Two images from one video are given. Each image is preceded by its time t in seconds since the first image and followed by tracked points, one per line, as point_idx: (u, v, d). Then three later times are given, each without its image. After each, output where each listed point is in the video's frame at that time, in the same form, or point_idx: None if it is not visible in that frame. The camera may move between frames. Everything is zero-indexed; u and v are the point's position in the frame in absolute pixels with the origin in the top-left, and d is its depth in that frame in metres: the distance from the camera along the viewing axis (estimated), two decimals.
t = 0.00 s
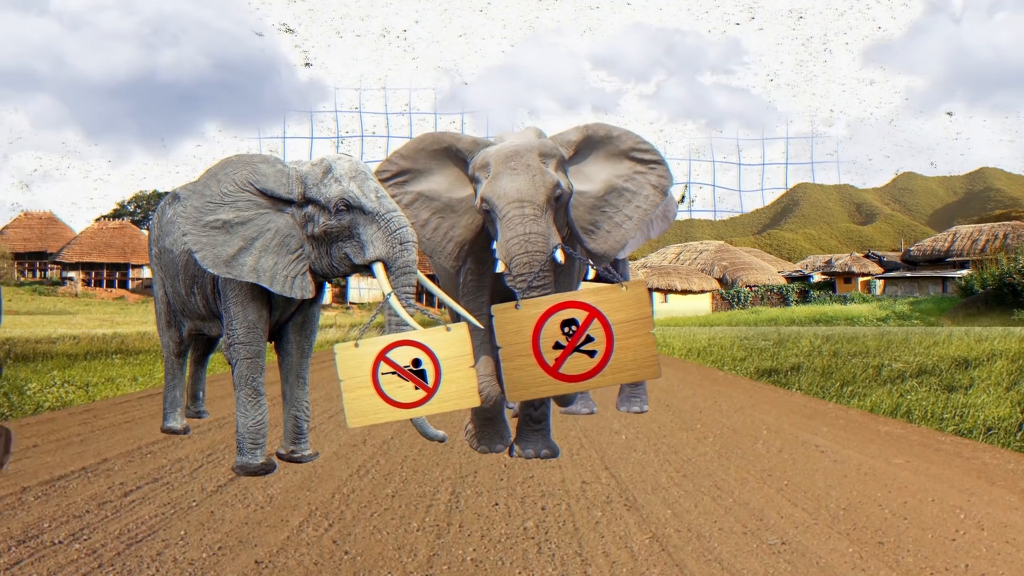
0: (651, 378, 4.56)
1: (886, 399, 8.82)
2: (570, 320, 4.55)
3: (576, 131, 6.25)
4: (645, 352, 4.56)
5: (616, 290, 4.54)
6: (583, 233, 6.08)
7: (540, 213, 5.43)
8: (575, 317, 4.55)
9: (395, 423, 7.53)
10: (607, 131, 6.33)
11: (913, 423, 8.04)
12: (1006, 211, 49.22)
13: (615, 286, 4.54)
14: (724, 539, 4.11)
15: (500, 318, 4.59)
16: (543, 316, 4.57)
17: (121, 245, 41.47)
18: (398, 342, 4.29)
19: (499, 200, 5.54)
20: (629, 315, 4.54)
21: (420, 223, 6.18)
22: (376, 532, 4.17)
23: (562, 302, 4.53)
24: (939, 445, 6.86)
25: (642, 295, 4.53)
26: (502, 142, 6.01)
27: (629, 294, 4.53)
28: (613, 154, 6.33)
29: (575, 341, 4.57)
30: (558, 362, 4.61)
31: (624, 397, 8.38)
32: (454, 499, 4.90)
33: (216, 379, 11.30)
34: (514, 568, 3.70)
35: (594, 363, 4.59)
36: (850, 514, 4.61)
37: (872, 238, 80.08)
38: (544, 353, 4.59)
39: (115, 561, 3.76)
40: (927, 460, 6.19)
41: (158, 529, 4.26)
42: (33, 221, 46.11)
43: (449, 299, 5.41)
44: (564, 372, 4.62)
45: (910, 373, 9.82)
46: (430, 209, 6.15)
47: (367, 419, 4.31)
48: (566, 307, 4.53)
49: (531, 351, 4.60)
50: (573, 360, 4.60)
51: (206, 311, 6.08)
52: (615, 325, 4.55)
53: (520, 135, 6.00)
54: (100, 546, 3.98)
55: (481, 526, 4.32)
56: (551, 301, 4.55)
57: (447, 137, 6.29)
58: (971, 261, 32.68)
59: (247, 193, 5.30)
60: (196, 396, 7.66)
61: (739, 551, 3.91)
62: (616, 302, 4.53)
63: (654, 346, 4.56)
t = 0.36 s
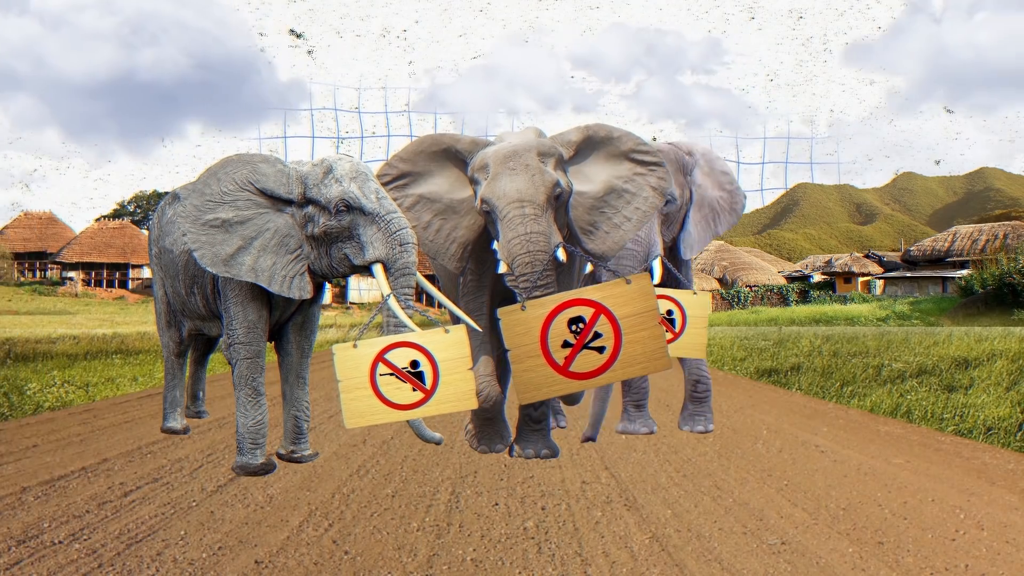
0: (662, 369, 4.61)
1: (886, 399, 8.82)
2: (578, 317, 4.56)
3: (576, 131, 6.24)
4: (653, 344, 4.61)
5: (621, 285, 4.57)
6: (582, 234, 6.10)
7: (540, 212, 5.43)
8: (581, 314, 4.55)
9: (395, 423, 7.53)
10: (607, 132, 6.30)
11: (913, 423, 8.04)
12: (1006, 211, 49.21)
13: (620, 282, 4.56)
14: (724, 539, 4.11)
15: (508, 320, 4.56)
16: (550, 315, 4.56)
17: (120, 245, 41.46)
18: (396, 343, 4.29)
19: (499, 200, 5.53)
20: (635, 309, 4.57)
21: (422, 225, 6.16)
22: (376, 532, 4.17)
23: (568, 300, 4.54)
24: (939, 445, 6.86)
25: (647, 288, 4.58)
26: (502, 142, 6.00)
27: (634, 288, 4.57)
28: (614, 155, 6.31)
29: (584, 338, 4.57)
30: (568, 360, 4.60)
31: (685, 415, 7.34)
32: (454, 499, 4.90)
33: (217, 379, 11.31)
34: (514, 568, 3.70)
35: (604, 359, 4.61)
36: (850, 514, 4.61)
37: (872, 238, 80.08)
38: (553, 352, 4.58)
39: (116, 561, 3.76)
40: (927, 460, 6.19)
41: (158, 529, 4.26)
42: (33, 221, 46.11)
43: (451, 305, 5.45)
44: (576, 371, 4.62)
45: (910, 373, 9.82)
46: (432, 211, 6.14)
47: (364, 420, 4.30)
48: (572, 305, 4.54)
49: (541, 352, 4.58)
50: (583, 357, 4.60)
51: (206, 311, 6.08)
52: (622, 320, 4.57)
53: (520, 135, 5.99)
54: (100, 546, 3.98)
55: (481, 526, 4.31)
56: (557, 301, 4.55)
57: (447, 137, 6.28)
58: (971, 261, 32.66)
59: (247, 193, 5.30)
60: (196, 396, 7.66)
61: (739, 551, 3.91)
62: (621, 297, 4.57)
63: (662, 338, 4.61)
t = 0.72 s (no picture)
0: (667, 366, 4.63)
1: (887, 399, 8.82)
2: (581, 316, 4.55)
3: (576, 131, 6.24)
4: (656, 342, 4.62)
5: (623, 283, 4.57)
6: (582, 234, 6.12)
7: (540, 212, 5.43)
8: (584, 313, 4.55)
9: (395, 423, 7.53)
10: (607, 132, 6.29)
11: (913, 423, 8.04)
12: (1006, 211, 49.20)
13: (621, 279, 4.57)
14: (724, 539, 4.11)
15: (511, 322, 4.55)
16: (552, 315, 4.55)
17: (121, 245, 41.47)
18: (398, 341, 4.29)
19: (499, 200, 5.54)
20: (637, 307, 4.58)
21: (425, 228, 6.16)
22: (376, 532, 4.17)
23: (571, 299, 4.53)
24: (938, 445, 6.86)
25: (648, 285, 4.59)
26: (502, 142, 6.00)
27: (635, 286, 4.57)
28: (613, 155, 6.30)
29: (587, 338, 4.57)
30: (573, 360, 4.59)
31: (744, 432, 6.57)
32: (453, 499, 4.90)
33: (216, 379, 11.31)
34: (514, 568, 3.70)
35: (608, 357, 4.60)
36: (850, 514, 4.61)
37: (872, 238, 80.09)
38: (557, 352, 4.58)
39: (115, 561, 3.76)
40: (927, 460, 6.19)
41: (158, 529, 4.26)
42: (33, 221, 46.11)
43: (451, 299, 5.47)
44: (581, 370, 4.61)
45: (910, 373, 9.82)
46: (434, 214, 6.14)
47: (368, 419, 4.30)
48: (575, 304, 4.54)
49: (545, 352, 4.58)
50: (587, 356, 4.60)
51: (206, 311, 6.08)
52: (625, 318, 4.57)
53: (520, 135, 5.99)
54: (100, 546, 3.98)
55: (481, 526, 4.31)
56: (559, 300, 4.54)
57: (445, 140, 6.27)
58: (971, 261, 32.64)
59: (246, 191, 5.30)
60: (196, 395, 7.66)
61: (739, 551, 3.91)
62: (623, 295, 4.56)
63: (664, 335, 4.63)
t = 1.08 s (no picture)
0: (662, 370, 4.64)
1: (887, 399, 8.82)
2: (578, 317, 4.55)
3: (576, 132, 6.24)
4: (653, 344, 4.61)
5: (621, 285, 4.56)
6: (582, 233, 6.10)
7: (540, 212, 5.44)
8: (582, 315, 4.55)
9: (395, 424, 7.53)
10: (606, 131, 6.28)
11: (913, 424, 8.05)
12: (1006, 211, 49.19)
13: (620, 282, 4.55)
14: (724, 539, 4.11)
15: (508, 322, 4.54)
16: (550, 315, 4.54)
17: (120, 245, 41.47)
18: (399, 341, 4.28)
19: (499, 200, 5.54)
20: (635, 309, 4.57)
21: (428, 231, 6.16)
22: (376, 532, 4.17)
23: (568, 301, 4.53)
24: (939, 445, 6.85)
25: (647, 287, 4.58)
26: (502, 142, 6.00)
27: (635, 288, 4.56)
28: (613, 155, 6.29)
29: (584, 339, 4.57)
30: (568, 361, 4.60)
31: (780, 442, 6.08)
32: (454, 499, 4.90)
33: (216, 379, 11.31)
34: (514, 568, 3.70)
35: (605, 359, 4.61)
36: (850, 514, 4.61)
37: (872, 238, 80.09)
38: (553, 352, 4.58)
39: (115, 561, 3.76)
40: (927, 460, 6.19)
41: (158, 529, 4.26)
42: (33, 221, 46.09)
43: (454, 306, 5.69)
44: (575, 371, 4.62)
45: (910, 373, 9.82)
46: (436, 216, 6.13)
47: (369, 419, 4.30)
48: (573, 306, 4.54)
49: (541, 352, 4.58)
50: (584, 357, 4.60)
51: (206, 311, 6.08)
52: (622, 320, 4.57)
53: (520, 135, 6.00)
54: (100, 546, 3.98)
55: (481, 526, 4.31)
56: (557, 300, 4.54)
57: (444, 141, 6.26)
58: (971, 261, 32.64)
59: (246, 190, 5.30)
60: (195, 395, 7.66)
61: (739, 551, 3.91)
62: (622, 297, 4.55)
63: (661, 338, 4.62)
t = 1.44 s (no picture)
0: (654, 376, 4.62)
1: (887, 399, 8.82)
2: (572, 320, 4.55)
3: (575, 131, 6.24)
4: (645, 351, 4.60)
5: (616, 290, 4.55)
6: (583, 233, 6.10)
7: (540, 212, 5.44)
8: (576, 317, 4.55)
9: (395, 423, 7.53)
10: (606, 130, 6.29)
11: (913, 424, 8.05)
12: (1006, 211, 49.18)
13: (616, 287, 4.54)
14: (724, 539, 4.11)
15: (503, 320, 4.57)
16: (544, 316, 4.55)
17: (121, 245, 41.46)
18: (394, 344, 4.29)
19: (499, 200, 5.54)
20: (630, 314, 4.54)
21: (428, 231, 6.15)
22: (376, 532, 4.17)
23: (564, 302, 4.53)
24: (939, 445, 6.85)
25: (643, 293, 4.55)
26: (502, 142, 6.00)
27: (631, 293, 4.54)
28: (613, 154, 6.30)
29: (577, 342, 4.57)
30: (561, 362, 4.60)
31: (784, 443, 6.06)
32: (454, 499, 4.90)
33: (216, 379, 11.31)
34: (514, 568, 3.70)
35: (597, 362, 4.60)
36: (850, 514, 4.61)
37: (872, 238, 80.09)
38: (546, 353, 4.58)
39: (115, 561, 3.76)
40: (927, 460, 6.19)
41: (158, 529, 4.26)
42: (33, 221, 46.09)
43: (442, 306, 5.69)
44: (566, 373, 4.62)
45: (910, 373, 9.82)
46: (436, 216, 6.13)
47: (361, 422, 4.28)
48: (569, 307, 4.53)
49: (533, 352, 4.58)
50: (575, 360, 4.60)
51: (206, 312, 6.08)
52: (617, 324, 4.56)
53: (520, 136, 6.00)
54: (100, 546, 3.98)
55: (481, 526, 4.31)
56: (552, 301, 4.54)
57: (443, 141, 6.25)
58: (971, 261, 32.62)
59: (246, 190, 5.30)
60: (195, 395, 7.66)
61: (739, 551, 3.91)
62: (617, 301, 4.54)
63: (655, 345, 4.60)
